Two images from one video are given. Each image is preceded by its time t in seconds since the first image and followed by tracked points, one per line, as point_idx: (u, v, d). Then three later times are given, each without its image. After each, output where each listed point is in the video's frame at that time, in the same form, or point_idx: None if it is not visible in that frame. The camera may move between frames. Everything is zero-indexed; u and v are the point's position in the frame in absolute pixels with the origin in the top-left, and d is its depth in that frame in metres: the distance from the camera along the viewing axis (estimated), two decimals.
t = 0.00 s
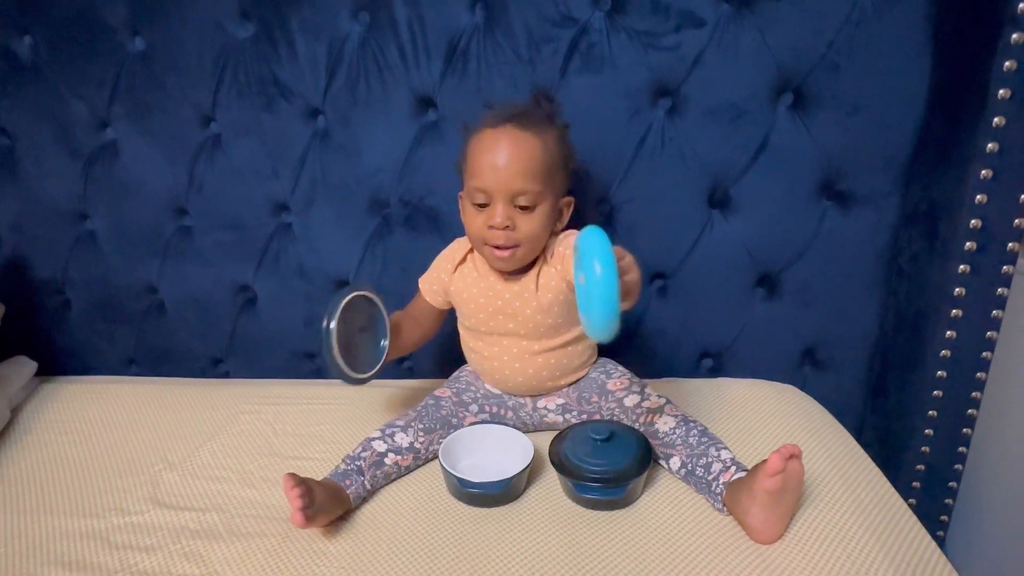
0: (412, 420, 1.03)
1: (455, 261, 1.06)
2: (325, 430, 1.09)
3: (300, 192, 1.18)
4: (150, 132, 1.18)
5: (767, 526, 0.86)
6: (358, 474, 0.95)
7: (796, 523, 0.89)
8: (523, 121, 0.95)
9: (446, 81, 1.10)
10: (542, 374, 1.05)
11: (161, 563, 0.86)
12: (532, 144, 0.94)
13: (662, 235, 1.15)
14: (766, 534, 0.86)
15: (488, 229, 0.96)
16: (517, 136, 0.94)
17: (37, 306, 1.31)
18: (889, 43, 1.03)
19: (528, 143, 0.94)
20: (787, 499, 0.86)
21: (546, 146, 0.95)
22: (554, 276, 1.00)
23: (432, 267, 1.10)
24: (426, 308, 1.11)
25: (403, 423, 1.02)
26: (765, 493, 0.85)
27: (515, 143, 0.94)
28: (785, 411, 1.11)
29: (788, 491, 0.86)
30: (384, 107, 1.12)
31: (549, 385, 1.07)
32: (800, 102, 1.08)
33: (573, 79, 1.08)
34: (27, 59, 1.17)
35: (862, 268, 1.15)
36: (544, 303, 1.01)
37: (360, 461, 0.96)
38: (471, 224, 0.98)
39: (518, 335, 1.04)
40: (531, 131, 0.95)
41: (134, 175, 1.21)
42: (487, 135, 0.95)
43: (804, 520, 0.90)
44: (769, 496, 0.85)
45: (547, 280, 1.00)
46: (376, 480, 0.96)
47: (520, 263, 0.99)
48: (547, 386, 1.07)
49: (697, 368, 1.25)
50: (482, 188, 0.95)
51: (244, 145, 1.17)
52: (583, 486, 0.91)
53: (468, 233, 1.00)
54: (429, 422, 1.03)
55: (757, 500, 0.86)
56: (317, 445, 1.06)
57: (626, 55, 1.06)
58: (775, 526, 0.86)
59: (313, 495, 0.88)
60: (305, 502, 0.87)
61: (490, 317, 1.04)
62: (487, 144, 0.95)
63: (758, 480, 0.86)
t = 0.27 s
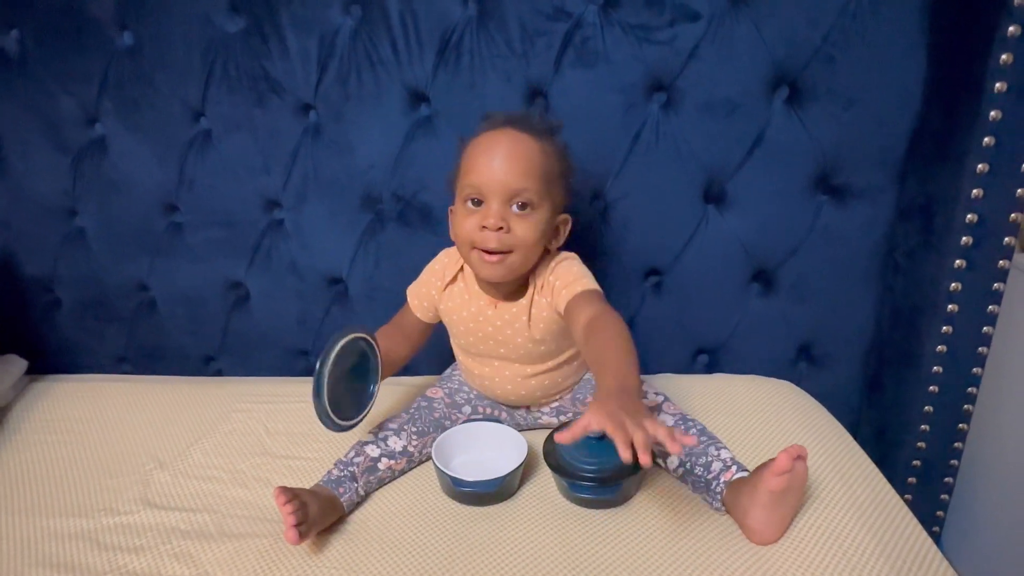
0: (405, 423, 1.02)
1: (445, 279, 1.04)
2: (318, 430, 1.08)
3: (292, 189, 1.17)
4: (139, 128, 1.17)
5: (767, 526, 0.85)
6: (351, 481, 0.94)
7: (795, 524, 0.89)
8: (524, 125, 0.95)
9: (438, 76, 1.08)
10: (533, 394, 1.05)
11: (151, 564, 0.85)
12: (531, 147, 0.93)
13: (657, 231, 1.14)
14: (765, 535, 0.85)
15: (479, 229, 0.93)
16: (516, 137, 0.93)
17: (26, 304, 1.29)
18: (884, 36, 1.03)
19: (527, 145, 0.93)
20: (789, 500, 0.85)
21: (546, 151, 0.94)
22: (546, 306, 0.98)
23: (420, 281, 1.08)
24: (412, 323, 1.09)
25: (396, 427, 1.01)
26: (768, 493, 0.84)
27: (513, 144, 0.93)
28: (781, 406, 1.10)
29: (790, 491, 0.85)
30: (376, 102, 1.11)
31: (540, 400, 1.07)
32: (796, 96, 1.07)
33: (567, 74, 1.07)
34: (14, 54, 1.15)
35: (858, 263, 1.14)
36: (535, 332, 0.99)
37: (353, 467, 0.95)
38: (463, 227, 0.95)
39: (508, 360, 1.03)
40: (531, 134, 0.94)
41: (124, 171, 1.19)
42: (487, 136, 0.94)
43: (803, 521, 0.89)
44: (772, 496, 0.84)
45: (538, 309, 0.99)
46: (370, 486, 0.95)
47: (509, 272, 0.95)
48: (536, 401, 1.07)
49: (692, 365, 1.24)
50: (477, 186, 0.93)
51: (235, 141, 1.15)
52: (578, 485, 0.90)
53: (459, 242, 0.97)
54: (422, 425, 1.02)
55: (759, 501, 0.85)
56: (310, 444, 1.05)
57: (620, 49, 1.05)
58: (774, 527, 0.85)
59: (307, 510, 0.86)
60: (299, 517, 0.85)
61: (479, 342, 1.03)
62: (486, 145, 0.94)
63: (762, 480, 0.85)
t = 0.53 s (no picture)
0: (397, 423, 1.00)
1: (446, 281, 1.01)
2: (308, 429, 1.07)
3: (281, 185, 1.15)
4: (125, 123, 1.15)
5: (764, 526, 0.84)
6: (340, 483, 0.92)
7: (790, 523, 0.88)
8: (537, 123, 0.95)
9: (429, 70, 1.07)
10: (532, 398, 1.04)
11: (134, 567, 0.83)
12: (544, 142, 0.92)
13: (651, 227, 1.13)
14: (760, 535, 0.84)
15: (490, 219, 0.90)
16: (529, 131, 0.93)
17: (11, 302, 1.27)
18: (880, 29, 1.02)
19: (540, 139, 0.92)
20: (786, 499, 0.84)
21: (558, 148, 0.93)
22: (553, 312, 0.97)
23: (417, 284, 1.04)
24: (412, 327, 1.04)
25: (388, 427, 0.99)
26: (767, 491, 0.83)
27: (526, 137, 0.92)
28: (777, 405, 1.09)
29: (788, 490, 0.84)
30: (365, 96, 1.09)
31: (538, 404, 1.05)
32: (791, 91, 1.06)
33: (559, 68, 1.05)
34: None
35: (854, 259, 1.13)
36: (541, 338, 0.98)
37: (342, 469, 0.94)
38: (472, 219, 0.92)
39: (511, 365, 1.01)
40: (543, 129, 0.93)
41: (109, 167, 1.17)
42: (499, 131, 0.93)
43: (799, 522, 0.88)
44: (771, 494, 0.83)
45: (545, 315, 0.97)
46: (360, 487, 0.94)
47: (520, 265, 0.92)
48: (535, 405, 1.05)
49: (687, 362, 1.23)
50: (490, 175, 0.91)
51: (222, 136, 1.13)
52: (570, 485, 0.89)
53: (466, 237, 0.94)
54: (414, 425, 1.01)
55: (756, 500, 0.84)
56: (300, 444, 1.04)
57: (613, 43, 1.04)
58: (770, 526, 0.84)
59: (294, 513, 0.85)
60: (285, 521, 0.83)
61: (481, 346, 1.00)
62: (498, 138, 0.92)
63: (760, 478, 0.84)
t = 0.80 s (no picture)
0: (381, 424, 0.99)
1: (447, 269, 1.01)
2: (293, 434, 1.04)
3: (265, 183, 1.13)
4: (104, 120, 1.12)
5: (756, 531, 0.82)
6: (322, 485, 0.90)
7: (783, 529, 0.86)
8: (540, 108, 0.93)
9: (417, 65, 1.04)
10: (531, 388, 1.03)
11: None
12: (550, 128, 0.91)
13: (644, 227, 1.11)
14: (752, 540, 0.82)
15: (497, 208, 0.90)
16: (535, 117, 0.91)
17: None
18: (876, 26, 1.00)
19: (546, 125, 0.91)
20: (780, 503, 0.82)
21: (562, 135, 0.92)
22: (559, 296, 0.98)
23: (418, 273, 1.04)
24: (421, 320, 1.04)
25: (371, 428, 0.98)
26: (760, 494, 0.81)
27: (532, 124, 0.90)
28: (771, 407, 1.07)
29: (782, 494, 0.82)
30: (351, 93, 1.07)
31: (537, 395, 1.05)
32: (786, 88, 1.04)
33: (550, 64, 1.03)
34: None
35: (849, 259, 1.11)
36: (547, 322, 0.99)
37: (324, 471, 0.92)
38: (478, 206, 0.92)
39: (513, 350, 1.01)
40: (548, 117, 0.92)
41: (89, 165, 1.14)
42: (503, 118, 0.92)
43: (793, 527, 0.86)
44: (764, 498, 0.81)
45: (551, 298, 0.98)
46: (343, 490, 0.92)
47: (529, 252, 0.91)
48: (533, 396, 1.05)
49: (680, 364, 1.21)
50: (497, 163, 0.90)
51: (205, 133, 1.11)
52: (561, 490, 0.86)
53: (473, 223, 0.93)
54: (399, 427, 0.99)
55: (749, 503, 0.82)
56: (284, 449, 1.01)
57: (605, 39, 1.02)
58: (763, 531, 0.82)
59: (270, 513, 0.82)
60: (261, 520, 0.81)
61: (485, 331, 1.00)
62: (503, 124, 0.91)
63: (754, 480, 0.82)
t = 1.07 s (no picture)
0: (367, 425, 0.96)
1: (445, 250, 1.01)
2: (279, 437, 1.02)
3: (252, 180, 1.10)
4: (87, 115, 1.09)
5: (752, 537, 0.80)
6: (303, 486, 0.88)
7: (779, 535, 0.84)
8: (537, 101, 0.90)
9: (407, 60, 1.02)
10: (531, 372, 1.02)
11: None
12: (550, 126, 0.89)
13: (639, 226, 1.08)
14: (748, 546, 0.80)
15: (503, 214, 0.90)
16: (533, 115, 0.88)
17: None
18: (876, 21, 0.98)
19: (546, 125, 0.88)
20: (776, 508, 0.80)
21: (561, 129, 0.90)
22: (563, 269, 0.99)
23: (417, 261, 1.03)
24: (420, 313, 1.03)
25: (357, 429, 0.96)
26: (756, 499, 0.79)
27: (533, 125, 0.88)
28: (769, 410, 1.05)
29: (778, 499, 0.80)
30: (340, 88, 1.04)
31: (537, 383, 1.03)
32: (784, 84, 1.02)
33: (543, 59, 1.01)
34: None
35: (848, 259, 1.09)
36: (551, 296, 0.99)
37: (306, 472, 0.89)
38: (482, 209, 0.91)
39: (514, 328, 1.01)
40: (546, 112, 0.89)
41: (71, 161, 1.12)
42: (499, 114, 0.89)
43: (790, 534, 0.84)
44: (760, 503, 0.79)
45: (555, 270, 0.99)
46: (326, 492, 0.89)
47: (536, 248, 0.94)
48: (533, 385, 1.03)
49: (676, 365, 1.19)
50: (499, 168, 0.88)
51: (190, 129, 1.08)
52: (553, 496, 0.84)
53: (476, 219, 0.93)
54: (386, 428, 0.96)
55: (744, 508, 0.80)
56: (270, 454, 0.99)
57: (600, 33, 1.00)
58: (759, 537, 0.80)
59: (245, 511, 0.80)
60: (235, 517, 0.79)
61: (488, 309, 1.00)
62: (500, 125, 0.88)
63: (749, 484, 0.80)
